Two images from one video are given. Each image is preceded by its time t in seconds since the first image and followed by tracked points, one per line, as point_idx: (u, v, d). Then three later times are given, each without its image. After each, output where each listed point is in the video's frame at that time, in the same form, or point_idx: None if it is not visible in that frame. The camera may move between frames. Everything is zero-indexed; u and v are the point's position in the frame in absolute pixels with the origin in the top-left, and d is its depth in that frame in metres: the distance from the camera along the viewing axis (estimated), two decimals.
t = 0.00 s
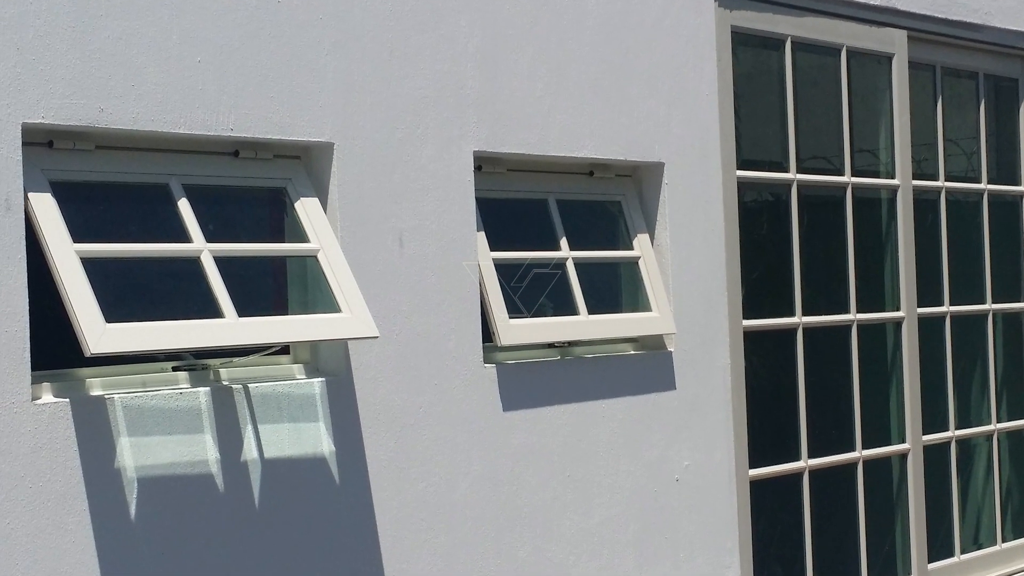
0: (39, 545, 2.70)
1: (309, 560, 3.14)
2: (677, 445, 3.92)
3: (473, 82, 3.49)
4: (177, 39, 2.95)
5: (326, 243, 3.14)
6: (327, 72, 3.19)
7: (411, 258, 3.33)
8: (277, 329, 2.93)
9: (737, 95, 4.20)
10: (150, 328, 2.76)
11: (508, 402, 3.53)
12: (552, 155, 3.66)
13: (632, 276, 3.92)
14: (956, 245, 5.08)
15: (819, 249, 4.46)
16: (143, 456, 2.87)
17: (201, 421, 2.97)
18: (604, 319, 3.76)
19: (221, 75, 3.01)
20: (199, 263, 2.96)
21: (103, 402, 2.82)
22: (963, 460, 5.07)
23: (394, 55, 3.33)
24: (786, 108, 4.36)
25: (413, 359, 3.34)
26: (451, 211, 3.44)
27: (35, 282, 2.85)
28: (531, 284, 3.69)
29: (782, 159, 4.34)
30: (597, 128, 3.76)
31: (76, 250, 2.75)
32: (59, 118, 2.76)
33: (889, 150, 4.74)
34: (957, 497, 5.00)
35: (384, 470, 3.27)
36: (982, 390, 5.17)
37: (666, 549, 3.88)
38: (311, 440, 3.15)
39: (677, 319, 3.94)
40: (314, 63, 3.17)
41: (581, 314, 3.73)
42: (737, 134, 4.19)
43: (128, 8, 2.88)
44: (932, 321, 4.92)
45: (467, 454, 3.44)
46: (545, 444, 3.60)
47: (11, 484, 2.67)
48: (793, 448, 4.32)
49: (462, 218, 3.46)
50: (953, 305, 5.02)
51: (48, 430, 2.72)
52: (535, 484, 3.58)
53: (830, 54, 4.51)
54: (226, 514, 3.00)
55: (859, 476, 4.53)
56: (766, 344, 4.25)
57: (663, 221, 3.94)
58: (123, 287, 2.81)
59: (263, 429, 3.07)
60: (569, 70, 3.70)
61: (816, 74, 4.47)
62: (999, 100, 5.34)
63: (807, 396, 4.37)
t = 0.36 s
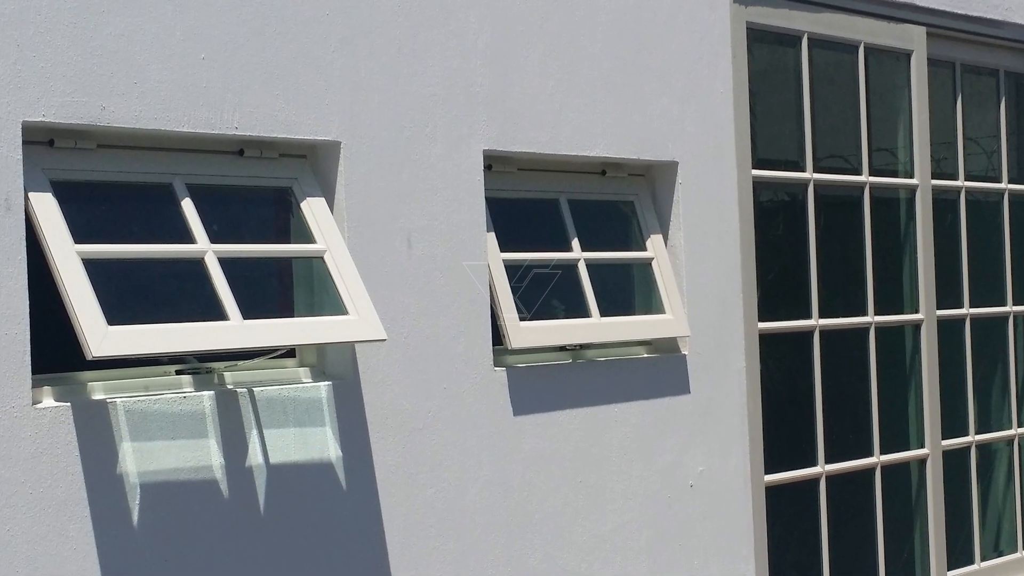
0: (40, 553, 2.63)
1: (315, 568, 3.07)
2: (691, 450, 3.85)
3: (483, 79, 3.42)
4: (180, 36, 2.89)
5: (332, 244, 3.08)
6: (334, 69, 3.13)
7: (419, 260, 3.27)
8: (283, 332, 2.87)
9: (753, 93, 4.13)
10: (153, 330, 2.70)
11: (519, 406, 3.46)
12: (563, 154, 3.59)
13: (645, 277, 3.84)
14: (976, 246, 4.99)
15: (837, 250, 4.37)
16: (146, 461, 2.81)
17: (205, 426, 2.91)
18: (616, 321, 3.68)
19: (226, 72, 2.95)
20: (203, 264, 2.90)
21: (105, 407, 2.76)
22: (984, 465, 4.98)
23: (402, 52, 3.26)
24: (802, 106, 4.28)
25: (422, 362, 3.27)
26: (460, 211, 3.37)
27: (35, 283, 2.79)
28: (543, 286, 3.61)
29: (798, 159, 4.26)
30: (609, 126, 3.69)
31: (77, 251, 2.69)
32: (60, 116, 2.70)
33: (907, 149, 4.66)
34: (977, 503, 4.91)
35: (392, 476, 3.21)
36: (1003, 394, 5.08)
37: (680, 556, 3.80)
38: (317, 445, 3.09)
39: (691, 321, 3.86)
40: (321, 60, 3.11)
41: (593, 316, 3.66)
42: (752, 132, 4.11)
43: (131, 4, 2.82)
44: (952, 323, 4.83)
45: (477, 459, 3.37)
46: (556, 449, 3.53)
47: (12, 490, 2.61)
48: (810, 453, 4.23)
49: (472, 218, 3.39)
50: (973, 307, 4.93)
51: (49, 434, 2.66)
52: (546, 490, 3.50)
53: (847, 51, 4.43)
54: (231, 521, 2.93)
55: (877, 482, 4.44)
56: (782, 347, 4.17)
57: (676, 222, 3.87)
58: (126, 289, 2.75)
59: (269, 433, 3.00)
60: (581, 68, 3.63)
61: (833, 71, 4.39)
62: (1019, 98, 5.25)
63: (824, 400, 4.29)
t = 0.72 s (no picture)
0: (40, 561, 2.57)
1: None
2: (706, 455, 3.77)
3: (493, 77, 3.35)
4: (184, 32, 2.83)
5: (339, 245, 3.01)
6: (341, 66, 3.07)
7: (428, 261, 3.20)
8: (289, 334, 2.80)
9: (769, 90, 4.05)
10: (156, 333, 2.64)
11: (530, 410, 3.39)
12: (575, 153, 3.52)
13: (658, 279, 3.76)
14: (997, 247, 4.90)
15: (855, 251, 4.29)
16: (149, 467, 2.75)
17: (209, 430, 2.84)
18: (629, 324, 3.61)
19: (231, 69, 2.89)
20: (207, 265, 2.84)
21: (107, 411, 2.69)
22: (1004, 470, 4.88)
23: (411, 48, 3.19)
24: (819, 104, 4.20)
25: (431, 366, 3.20)
26: (470, 211, 3.30)
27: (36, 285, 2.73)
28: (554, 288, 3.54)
29: (815, 158, 4.18)
30: (622, 124, 3.61)
31: (79, 252, 2.63)
32: (62, 114, 2.64)
33: (926, 148, 4.57)
34: (998, 509, 4.82)
35: (401, 482, 3.14)
36: None
37: (695, 564, 3.73)
38: (324, 450, 3.02)
39: (706, 324, 3.79)
40: (328, 57, 3.04)
41: (606, 319, 3.58)
42: (768, 131, 4.03)
43: None
44: (972, 326, 4.74)
45: (487, 464, 3.30)
46: (568, 454, 3.46)
47: (12, 497, 2.55)
48: (827, 458, 4.15)
49: (482, 219, 3.33)
50: (994, 310, 4.84)
51: (50, 439, 2.60)
52: (558, 495, 3.43)
53: (866, 48, 4.35)
54: (236, 528, 2.87)
55: (896, 488, 4.35)
56: (799, 350, 4.09)
57: (691, 223, 3.79)
58: (128, 291, 2.69)
59: (275, 438, 2.94)
60: (594, 65, 3.55)
61: (851, 68, 4.31)
62: None
63: (842, 404, 4.21)
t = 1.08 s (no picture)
0: (40, 569, 2.51)
1: None
2: (721, 461, 3.69)
3: (504, 74, 3.28)
4: (188, 28, 2.77)
5: (347, 246, 2.95)
6: (348, 63, 3.00)
7: (438, 262, 3.13)
8: (295, 337, 2.74)
9: (786, 88, 3.97)
10: (159, 336, 2.58)
11: (541, 415, 3.32)
12: (587, 152, 3.45)
13: (673, 280, 3.68)
14: (1019, 247, 4.81)
15: (874, 252, 4.20)
16: (152, 473, 2.69)
17: (213, 435, 2.78)
18: (643, 327, 3.54)
19: (235, 66, 2.83)
20: (211, 266, 2.77)
21: (109, 416, 2.63)
22: None
23: (420, 45, 3.13)
24: (837, 102, 4.12)
25: (440, 369, 3.13)
26: (480, 211, 3.23)
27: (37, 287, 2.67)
28: (565, 290, 3.47)
29: (833, 157, 4.10)
30: (635, 123, 3.54)
31: (81, 253, 2.57)
32: (63, 111, 2.58)
33: (947, 146, 4.48)
34: (1020, 515, 4.73)
35: (409, 488, 3.07)
36: None
37: (710, 572, 3.64)
38: (331, 456, 2.96)
39: (721, 326, 3.71)
40: (335, 54, 2.98)
41: (619, 321, 3.51)
42: (785, 129, 3.95)
43: None
44: (993, 329, 4.65)
45: (498, 470, 3.23)
46: (580, 460, 3.38)
47: (12, 503, 2.49)
48: (845, 464, 4.07)
49: (492, 219, 3.26)
50: (1015, 312, 4.75)
51: (51, 444, 2.54)
52: (570, 502, 3.36)
53: (884, 44, 4.26)
54: (242, 535, 2.80)
55: (915, 494, 4.27)
56: (816, 353, 4.01)
57: (706, 223, 3.72)
58: (131, 293, 2.63)
59: (280, 443, 2.87)
60: (606, 62, 3.48)
61: (870, 64, 4.22)
62: None
63: (861, 408, 4.12)
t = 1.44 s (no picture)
0: None
1: None
2: (737, 466, 3.62)
3: (515, 71, 3.21)
4: (192, 24, 2.70)
5: (354, 246, 2.88)
6: (356, 60, 2.94)
7: (448, 263, 3.06)
8: (302, 340, 2.68)
9: (803, 85, 3.89)
10: (162, 339, 2.52)
11: (553, 419, 3.24)
12: (600, 150, 3.38)
13: (688, 282, 3.62)
14: None
15: (894, 253, 4.12)
16: (155, 479, 2.62)
17: (218, 441, 2.72)
18: (657, 329, 3.46)
19: (240, 63, 2.77)
20: (216, 268, 2.71)
21: (111, 420, 2.57)
22: None
23: (430, 41, 3.06)
24: (855, 100, 4.04)
25: (450, 373, 3.06)
26: (490, 211, 3.16)
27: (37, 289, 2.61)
28: (578, 292, 3.40)
29: (852, 155, 4.02)
30: (649, 121, 3.47)
31: (82, 254, 2.51)
32: (64, 109, 2.52)
33: (968, 145, 4.40)
34: None
35: (418, 494, 3.00)
36: None
37: None
38: (338, 462, 2.89)
39: (737, 329, 3.64)
40: (343, 50, 2.92)
41: (633, 324, 3.43)
42: (802, 127, 3.87)
43: None
44: (1015, 331, 4.56)
45: (509, 476, 3.16)
46: (593, 466, 3.31)
47: (12, 510, 2.43)
48: (863, 469, 3.98)
49: (503, 219, 3.19)
50: None
51: (52, 450, 2.49)
52: (582, 508, 3.29)
53: (903, 41, 4.18)
54: (247, 543, 2.74)
55: (935, 500, 4.18)
56: (834, 356, 3.93)
57: (721, 223, 3.64)
58: (133, 295, 2.57)
59: (286, 449, 2.81)
60: (620, 59, 3.41)
61: (889, 61, 4.14)
62: None
63: (879, 413, 4.04)
